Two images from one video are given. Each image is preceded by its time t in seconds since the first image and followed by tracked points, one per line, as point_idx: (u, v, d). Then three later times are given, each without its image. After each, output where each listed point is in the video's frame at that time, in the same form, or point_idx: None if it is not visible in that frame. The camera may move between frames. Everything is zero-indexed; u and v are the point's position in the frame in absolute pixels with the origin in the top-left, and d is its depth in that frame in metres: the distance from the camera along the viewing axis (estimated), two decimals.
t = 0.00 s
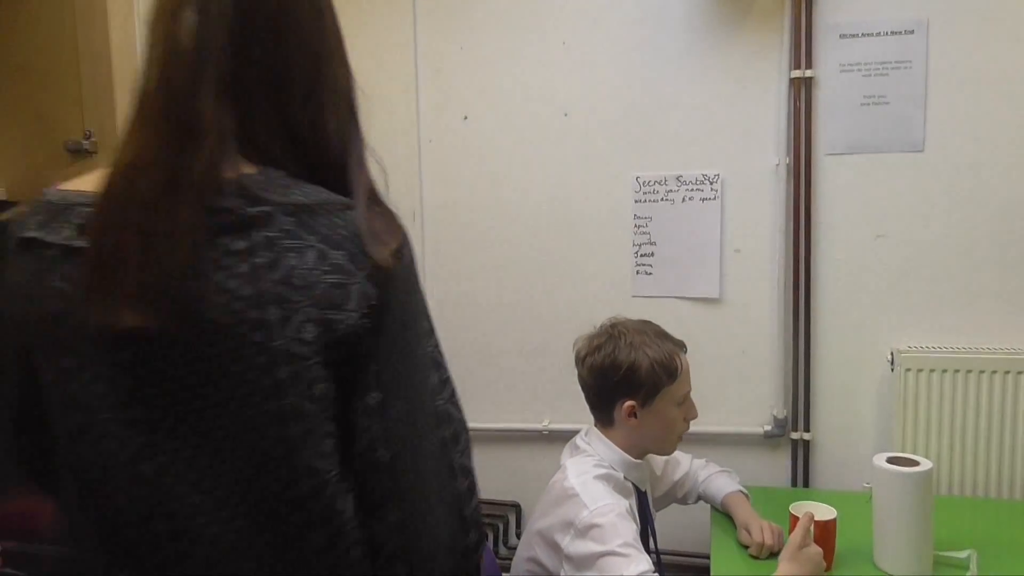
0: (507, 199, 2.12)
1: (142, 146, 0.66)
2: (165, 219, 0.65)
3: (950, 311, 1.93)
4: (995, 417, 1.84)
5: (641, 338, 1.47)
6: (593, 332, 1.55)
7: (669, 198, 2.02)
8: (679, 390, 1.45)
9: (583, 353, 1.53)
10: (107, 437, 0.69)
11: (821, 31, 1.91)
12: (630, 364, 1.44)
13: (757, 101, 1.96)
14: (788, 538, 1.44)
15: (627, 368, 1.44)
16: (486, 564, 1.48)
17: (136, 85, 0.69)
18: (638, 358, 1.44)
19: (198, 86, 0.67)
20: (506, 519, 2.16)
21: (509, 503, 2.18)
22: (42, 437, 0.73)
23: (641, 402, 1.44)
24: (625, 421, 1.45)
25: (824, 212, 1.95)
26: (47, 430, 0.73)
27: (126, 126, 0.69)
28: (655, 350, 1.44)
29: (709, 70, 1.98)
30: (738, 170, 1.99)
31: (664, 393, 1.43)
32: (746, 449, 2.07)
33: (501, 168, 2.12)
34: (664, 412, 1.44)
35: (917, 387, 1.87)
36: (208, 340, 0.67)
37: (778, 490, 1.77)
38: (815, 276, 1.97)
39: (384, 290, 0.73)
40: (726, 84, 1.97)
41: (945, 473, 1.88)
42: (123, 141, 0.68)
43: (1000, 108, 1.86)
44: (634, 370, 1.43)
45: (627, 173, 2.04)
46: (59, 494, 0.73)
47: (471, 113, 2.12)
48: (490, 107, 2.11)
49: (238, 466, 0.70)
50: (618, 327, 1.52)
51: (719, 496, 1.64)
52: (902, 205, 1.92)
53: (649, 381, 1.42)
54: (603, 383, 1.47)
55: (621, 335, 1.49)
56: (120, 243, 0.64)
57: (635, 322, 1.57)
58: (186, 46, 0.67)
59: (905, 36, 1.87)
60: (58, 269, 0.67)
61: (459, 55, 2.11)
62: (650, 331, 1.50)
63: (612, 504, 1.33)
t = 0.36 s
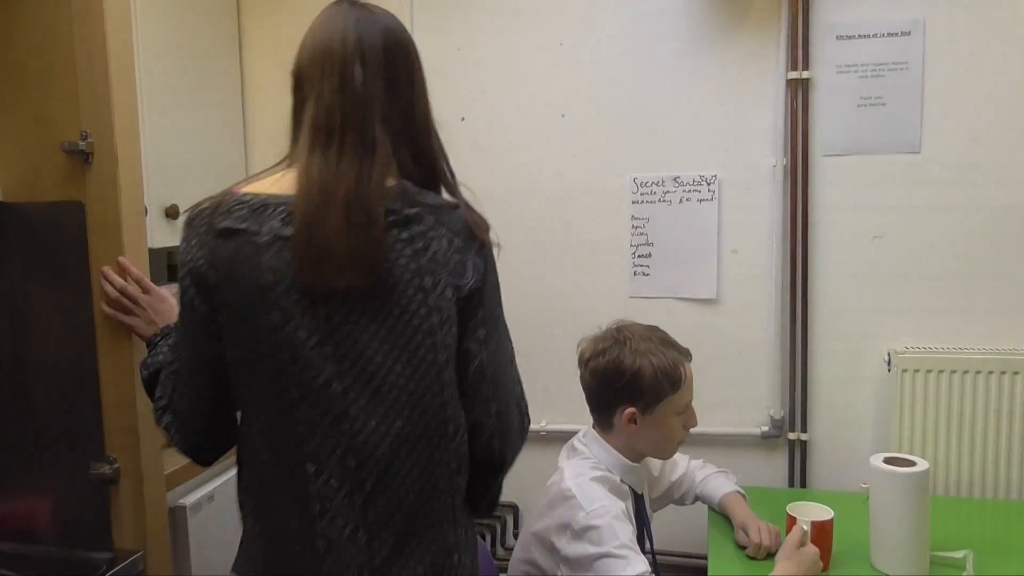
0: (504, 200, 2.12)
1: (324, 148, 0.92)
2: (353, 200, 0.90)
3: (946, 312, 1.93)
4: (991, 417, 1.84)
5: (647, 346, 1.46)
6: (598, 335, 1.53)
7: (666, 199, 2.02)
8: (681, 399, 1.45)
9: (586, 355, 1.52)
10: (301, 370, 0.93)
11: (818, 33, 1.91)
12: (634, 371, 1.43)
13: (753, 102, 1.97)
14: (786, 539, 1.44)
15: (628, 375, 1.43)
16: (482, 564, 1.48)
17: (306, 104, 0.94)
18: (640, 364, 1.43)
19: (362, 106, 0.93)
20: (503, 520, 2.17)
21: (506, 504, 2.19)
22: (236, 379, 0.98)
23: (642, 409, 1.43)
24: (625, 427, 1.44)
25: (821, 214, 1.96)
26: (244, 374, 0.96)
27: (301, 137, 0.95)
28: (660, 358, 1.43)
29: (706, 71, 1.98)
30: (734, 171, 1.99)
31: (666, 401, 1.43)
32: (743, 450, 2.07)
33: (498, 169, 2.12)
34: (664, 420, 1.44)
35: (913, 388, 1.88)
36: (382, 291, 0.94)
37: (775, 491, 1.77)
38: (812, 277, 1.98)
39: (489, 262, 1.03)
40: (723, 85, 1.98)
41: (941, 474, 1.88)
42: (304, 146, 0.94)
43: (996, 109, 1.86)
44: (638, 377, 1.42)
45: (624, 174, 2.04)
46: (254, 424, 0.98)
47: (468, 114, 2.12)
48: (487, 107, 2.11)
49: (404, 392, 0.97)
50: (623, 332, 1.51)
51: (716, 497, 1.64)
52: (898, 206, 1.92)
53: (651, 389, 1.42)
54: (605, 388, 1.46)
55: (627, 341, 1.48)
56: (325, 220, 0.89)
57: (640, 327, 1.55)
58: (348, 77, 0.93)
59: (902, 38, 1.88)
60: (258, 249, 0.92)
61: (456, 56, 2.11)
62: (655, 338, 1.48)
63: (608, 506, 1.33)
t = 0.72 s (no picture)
0: (502, 201, 2.12)
1: (362, 150, 1.20)
2: (393, 191, 1.20)
3: (944, 312, 1.93)
4: (989, 417, 1.85)
5: (654, 350, 1.45)
6: (605, 335, 1.52)
7: (665, 200, 2.02)
8: (686, 404, 1.44)
9: (592, 355, 1.51)
10: (364, 333, 1.18)
11: (816, 33, 1.92)
12: (639, 374, 1.42)
13: (751, 103, 1.97)
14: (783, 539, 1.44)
15: (635, 378, 1.42)
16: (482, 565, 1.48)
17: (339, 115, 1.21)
18: (647, 368, 1.42)
19: (386, 119, 1.22)
20: (502, 521, 2.16)
21: (505, 505, 2.19)
22: (303, 349, 1.16)
23: (645, 412, 1.43)
24: (627, 429, 1.44)
25: (819, 214, 1.96)
26: (313, 342, 1.16)
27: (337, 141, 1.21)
28: (666, 362, 1.43)
29: (704, 72, 1.98)
30: (732, 172, 1.99)
31: (671, 406, 1.43)
32: (742, 450, 2.07)
33: (496, 169, 2.12)
34: (667, 424, 1.44)
35: (911, 388, 1.88)
36: (421, 265, 1.22)
37: (774, 491, 1.77)
38: (810, 278, 1.98)
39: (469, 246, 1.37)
40: (721, 86, 1.98)
41: (939, 474, 1.89)
42: (341, 150, 1.21)
43: (993, 110, 1.86)
44: (643, 381, 1.42)
45: (622, 174, 2.05)
46: (320, 386, 1.18)
47: (466, 114, 2.12)
48: (486, 108, 2.11)
49: (434, 352, 1.26)
50: (631, 334, 1.50)
51: (715, 497, 1.63)
52: (896, 206, 1.93)
53: (656, 393, 1.42)
54: (609, 390, 1.46)
55: (634, 343, 1.47)
56: (381, 204, 1.18)
57: (648, 329, 1.54)
58: (371, 95, 1.22)
59: (900, 39, 1.88)
60: (320, 236, 1.15)
61: (454, 56, 2.11)
62: (662, 342, 1.48)
63: (607, 506, 1.33)
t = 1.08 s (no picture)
0: (500, 201, 2.12)
1: (345, 150, 1.46)
2: (375, 184, 1.46)
3: (942, 313, 1.93)
4: (987, 417, 1.85)
5: (641, 339, 1.45)
6: (592, 329, 1.52)
7: (662, 200, 2.02)
8: (677, 391, 1.45)
9: (581, 351, 1.50)
10: (365, 312, 1.43)
11: (813, 34, 1.92)
12: (630, 365, 1.42)
13: (749, 103, 1.97)
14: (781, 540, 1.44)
15: (626, 370, 1.42)
16: (480, 564, 1.48)
17: (320, 122, 1.46)
18: (638, 359, 1.42)
19: (363, 124, 1.49)
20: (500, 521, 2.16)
21: (503, 506, 2.19)
22: (317, 329, 1.39)
23: (638, 403, 1.43)
24: (622, 421, 1.45)
25: (816, 214, 1.96)
26: (324, 324, 1.40)
27: (321, 145, 1.46)
28: (656, 352, 1.43)
29: (702, 72, 1.98)
30: (730, 172, 2.00)
31: (662, 394, 1.43)
32: (740, 450, 2.07)
33: (494, 170, 2.12)
34: (660, 413, 1.44)
35: (908, 389, 1.88)
36: (405, 252, 1.49)
37: (772, 491, 1.77)
38: (807, 278, 1.98)
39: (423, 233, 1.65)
40: (718, 87, 1.98)
41: (937, 474, 1.89)
42: (325, 150, 1.46)
43: (990, 110, 1.87)
44: (634, 371, 1.42)
45: (620, 175, 2.05)
46: (331, 358, 1.41)
47: (464, 114, 2.12)
48: (484, 108, 2.11)
49: (413, 325, 1.54)
50: (617, 326, 1.49)
51: (714, 497, 1.63)
52: (894, 207, 1.93)
53: (648, 383, 1.42)
54: (600, 383, 1.46)
55: (621, 335, 1.47)
56: (372, 200, 1.43)
57: (633, 319, 1.54)
58: (349, 104, 1.48)
59: (897, 39, 1.88)
60: (322, 232, 1.39)
61: (452, 57, 2.11)
62: (649, 331, 1.47)
63: (605, 503, 1.33)
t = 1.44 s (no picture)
0: (498, 202, 2.12)
1: (364, 151, 1.66)
2: (392, 179, 1.68)
3: (940, 313, 1.94)
4: (985, 417, 1.85)
5: (633, 335, 1.45)
6: (583, 329, 1.52)
7: (661, 201, 2.03)
8: (670, 385, 1.45)
9: (574, 350, 1.50)
10: (394, 298, 1.62)
11: (812, 35, 1.92)
12: (623, 362, 1.42)
13: (747, 104, 1.97)
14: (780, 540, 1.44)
15: (620, 366, 1.42)
16: (479, 566, 1.48)
17: (338, 125, 1.64)
18: (631, 355, 1.42)
19: (370, 126, 1.69)
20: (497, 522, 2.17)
21: (501, 506, 2.19)
22: (363, 314, 1.55)
23: (633, 398, 1.43)
24: (617, 417, 1.45)
25: (814, 215, 1.96)
26: (369, 310, 1.57)
27: (341, 147, 1.64)
28: (649, 346, 1.43)
29: (701, 72, 1.98)
30: (729, 172, 2.00)
31: (656, 389, 1.43)
32: (738, 451, 2.08)
33: (493, 171, 2.12)
34: (655, 409, 1.44)
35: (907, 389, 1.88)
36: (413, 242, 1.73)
37: (771, 492, 1.77)
38: (806, 279, 1.98)
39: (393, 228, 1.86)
40: (717, 88, 1.98)
41: (935, 475, 1.89)
42: (347, 151, 1.64)
43: (989, 111, 1.87)
44: (628, 367, 1.42)
45: (619, 175, 2.05)
46: (374, 340, 1.58)
47: (463, 115, 2.12)
48: (483, 108, 2.11)
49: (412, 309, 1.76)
50: (608, 324, 1.49)
51: (710, 497, 1.64)
52: (892, 207, 1.93)
53: (641, 379, 1.42)
54: (594, 380, 1.46)
55: (613, 332, 1.47)
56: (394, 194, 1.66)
57: (624, 318, 1.54)
58: (358, 109, 1.67)
59: (895, 40, 1.88)
60: (369, 225, 1.56)
61: (451, 57, 2.11)
62: (640, 327, 1.48)
63: (602, 503, 1.33)
